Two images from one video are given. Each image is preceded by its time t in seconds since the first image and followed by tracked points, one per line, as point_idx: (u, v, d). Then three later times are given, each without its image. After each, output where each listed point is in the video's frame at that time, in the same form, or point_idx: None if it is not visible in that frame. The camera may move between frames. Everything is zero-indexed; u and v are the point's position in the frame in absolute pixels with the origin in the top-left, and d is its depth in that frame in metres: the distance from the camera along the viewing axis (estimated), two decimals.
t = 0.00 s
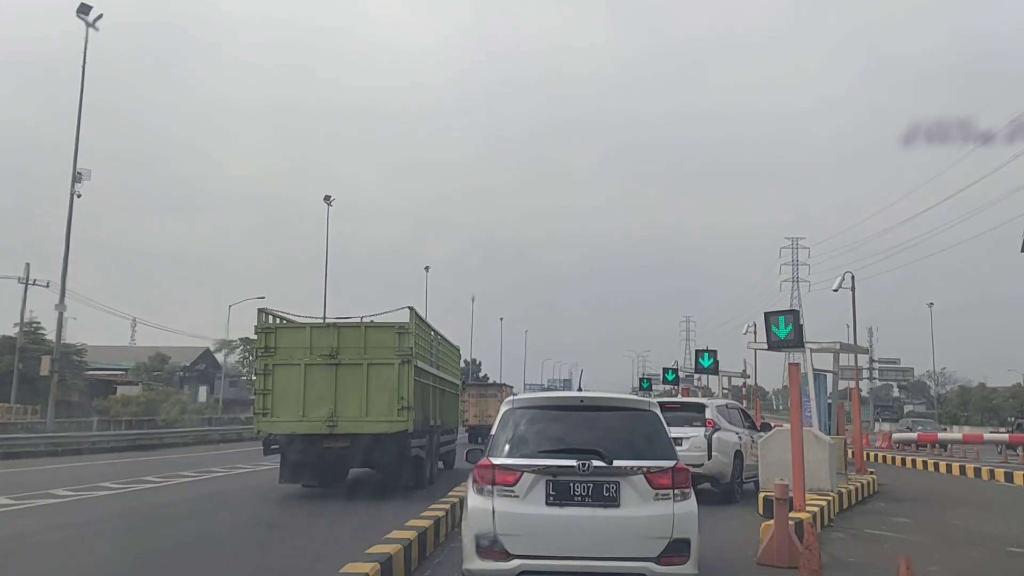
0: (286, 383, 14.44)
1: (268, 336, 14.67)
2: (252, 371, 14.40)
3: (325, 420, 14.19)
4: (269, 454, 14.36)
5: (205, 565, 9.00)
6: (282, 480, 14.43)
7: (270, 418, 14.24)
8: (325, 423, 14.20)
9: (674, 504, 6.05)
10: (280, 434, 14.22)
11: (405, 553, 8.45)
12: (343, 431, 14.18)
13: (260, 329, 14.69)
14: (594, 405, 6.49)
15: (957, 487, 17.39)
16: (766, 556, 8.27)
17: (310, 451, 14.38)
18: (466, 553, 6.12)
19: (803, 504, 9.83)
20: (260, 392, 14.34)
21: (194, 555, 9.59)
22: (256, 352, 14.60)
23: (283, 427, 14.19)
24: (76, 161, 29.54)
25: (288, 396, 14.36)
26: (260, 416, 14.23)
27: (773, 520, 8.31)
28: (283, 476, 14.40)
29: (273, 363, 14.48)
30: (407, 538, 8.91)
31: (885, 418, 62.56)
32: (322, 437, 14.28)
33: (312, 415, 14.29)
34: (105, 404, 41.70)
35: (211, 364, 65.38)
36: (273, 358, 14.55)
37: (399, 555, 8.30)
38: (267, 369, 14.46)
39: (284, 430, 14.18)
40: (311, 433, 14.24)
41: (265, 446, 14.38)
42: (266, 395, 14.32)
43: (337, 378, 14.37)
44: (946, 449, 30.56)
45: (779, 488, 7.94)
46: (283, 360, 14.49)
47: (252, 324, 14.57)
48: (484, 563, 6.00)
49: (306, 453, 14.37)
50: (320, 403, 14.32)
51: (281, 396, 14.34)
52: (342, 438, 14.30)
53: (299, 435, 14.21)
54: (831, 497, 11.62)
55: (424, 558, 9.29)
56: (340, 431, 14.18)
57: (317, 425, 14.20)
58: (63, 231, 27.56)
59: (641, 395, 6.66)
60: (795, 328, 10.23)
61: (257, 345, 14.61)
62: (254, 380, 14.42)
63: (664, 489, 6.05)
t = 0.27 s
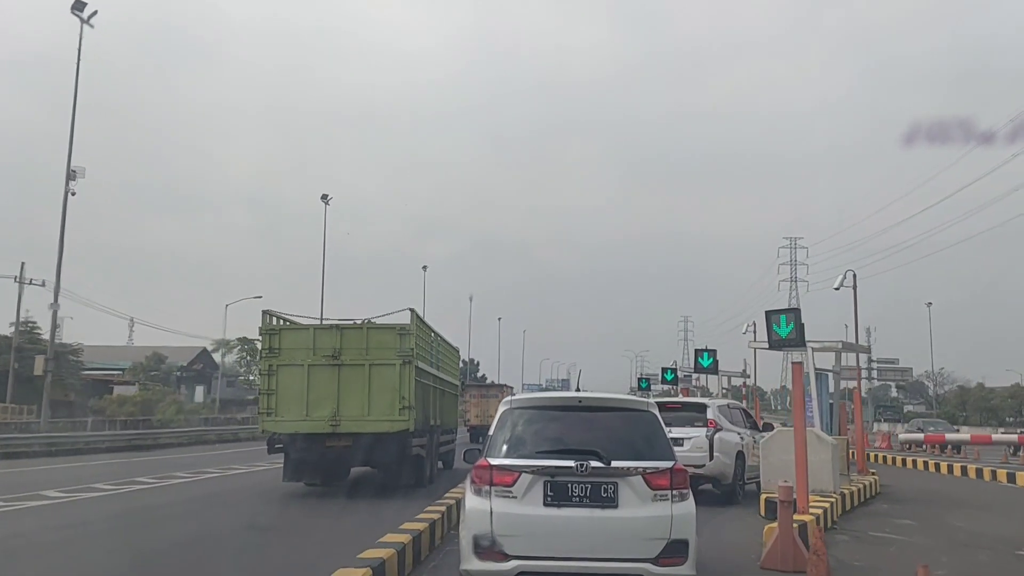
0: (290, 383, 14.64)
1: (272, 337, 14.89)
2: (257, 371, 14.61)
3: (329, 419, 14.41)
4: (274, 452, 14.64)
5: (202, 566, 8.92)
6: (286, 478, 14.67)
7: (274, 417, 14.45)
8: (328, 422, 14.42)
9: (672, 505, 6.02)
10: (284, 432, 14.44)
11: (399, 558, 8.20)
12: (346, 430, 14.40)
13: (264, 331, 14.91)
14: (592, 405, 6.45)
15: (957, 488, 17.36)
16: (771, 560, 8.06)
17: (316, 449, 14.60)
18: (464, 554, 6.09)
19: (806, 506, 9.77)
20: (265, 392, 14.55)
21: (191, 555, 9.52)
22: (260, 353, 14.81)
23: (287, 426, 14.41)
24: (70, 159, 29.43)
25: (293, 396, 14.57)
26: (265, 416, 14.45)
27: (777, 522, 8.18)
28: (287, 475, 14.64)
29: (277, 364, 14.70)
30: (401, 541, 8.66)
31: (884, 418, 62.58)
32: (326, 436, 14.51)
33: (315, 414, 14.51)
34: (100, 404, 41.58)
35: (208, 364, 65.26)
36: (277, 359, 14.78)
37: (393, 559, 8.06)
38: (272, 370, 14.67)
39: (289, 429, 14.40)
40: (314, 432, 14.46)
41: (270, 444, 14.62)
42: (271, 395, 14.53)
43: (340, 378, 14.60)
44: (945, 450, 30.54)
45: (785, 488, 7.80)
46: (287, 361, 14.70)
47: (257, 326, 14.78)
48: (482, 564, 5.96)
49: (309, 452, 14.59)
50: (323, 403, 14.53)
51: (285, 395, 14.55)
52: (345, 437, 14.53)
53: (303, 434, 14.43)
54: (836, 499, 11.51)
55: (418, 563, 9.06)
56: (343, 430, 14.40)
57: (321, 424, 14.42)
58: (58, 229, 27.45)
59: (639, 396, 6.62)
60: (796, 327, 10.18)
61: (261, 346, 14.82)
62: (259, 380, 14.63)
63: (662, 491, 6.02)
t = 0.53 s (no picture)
0: (294, 383, 14.83)
1: (277, 339, 15.08)
2: (261, 372, 14.80)
3: (331, 419, 14.61)
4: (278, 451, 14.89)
5: (198, 565, 8.86)
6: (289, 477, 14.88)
7: (278, 417, 14.65)
8: (331, 422, 14.63)
9: (670, 505, 5.98)
10: (288, 432, 14.65)
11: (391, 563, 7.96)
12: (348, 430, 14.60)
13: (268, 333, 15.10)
14: (590, 405, 6.41)
15: (956, 488, 17.31)
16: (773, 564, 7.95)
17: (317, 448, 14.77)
18: (460, 555, 6.06)
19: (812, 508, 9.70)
20: (269, 393, 14.74)
21: (187, 554, 9.47)
22: (265, 355, 15.00)
23: (291, 425, 14.61)
24: (65, 157, 29.35)
25: (296, 397, 14.77)
26: (269, 416, 14.65)
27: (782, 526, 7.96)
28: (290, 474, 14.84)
29: (281, 365, 14.89)
30: (393, 546, 8.42)
31: (883, 417, 62.53)
32: (329, 435, 14.71)
33: (318, 414, 14.71)
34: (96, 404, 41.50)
35: (205, 364, 65.16)
36: (281, 360, 14.97)
37: (385, 565, 7.82)
38: (276, 371, 14.86)
39: (293, 428, 14.61)
40: (318, 432, 14.67)
41: (274, 443, 14.86)
42: (275, 395, 14.72)
43: (343, 379, 14.79)
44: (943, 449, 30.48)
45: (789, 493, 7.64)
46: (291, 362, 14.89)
47: (261, 328, 14.98)
48: (478, 565, 5.93)
49: (310, 451, 14.75)
50: (326, 403, 14.73)
51: (289, 396, 14.75)
52: (348, 437, 14.75)
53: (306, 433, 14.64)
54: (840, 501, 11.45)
55: (412, 567, 8.85)
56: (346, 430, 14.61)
57: (324, 425, 14.62)
58: (52, 227, 27.36)
59: (636, 396, 6.58)
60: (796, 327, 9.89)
61: (266, 347, 15.01)
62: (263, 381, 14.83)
63: (659, 491, 5.98)
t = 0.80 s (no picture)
0: (298, 383, 15.03)
1: (280, 340, 15.28)
2: (265, 373, 15.01)
3: (333, 418, 14.82)
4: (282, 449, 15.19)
5: (193, 565, 8.80)
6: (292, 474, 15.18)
7: (282, 416, 14.87)
8: (334, 421, 14.83)
9: (667, 506, 5.95)
10: (291, 431, 14.87)
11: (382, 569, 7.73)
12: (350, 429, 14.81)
13: (272, 334, 15.31)
14: (587, 405, 6.38)
15: (957, 489, 17.26)
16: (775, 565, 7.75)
17: (318, 444, 15.00)
18: (457, 555, 6.02)
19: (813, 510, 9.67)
20: (273, 392, 14.95)
21: (183, 553, 9.41)
22: (269, 355, 15.21)
23: (294, 424, 14.83)
24: (59, 155, 29.28)
25: (299, 396, 14.97)
26: (273, 415, 14.87)
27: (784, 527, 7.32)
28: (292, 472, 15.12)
29: (284, 365, 15.09)
30: (385, 550, 8.19)
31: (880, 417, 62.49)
32: (332, 434, 14.96)
33: (321, 413, 14.92)
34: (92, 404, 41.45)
35: (202, 364, 65.09)
36: (284, 361, 15.17)
37: (379, 567, 7.68)
38: (279, 371, 15.06)
39: (297, 427, 14.84)
40: (320, 431, 14.88)
41: (278, 441, 15.15)
42: (278, 395, 14.94)
43: (345, 379, 14.99)
44: (942, 449, 30.45)
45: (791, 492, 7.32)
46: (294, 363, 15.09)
47: (265, 329, 15.18)
48: (476, 564, 5.89)
49: (313, 450, 15.00)
50: (328, 403, 14.94)
51: (293, 395, 14.96)
52: (349, 435, 14.98)
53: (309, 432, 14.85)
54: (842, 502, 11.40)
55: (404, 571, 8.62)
56: (348, 429, 14.82)
57: (326, 423, 14.83)
58: (46, 227, 27.24)
59: (633, 396, 6.55)
60: (796, 327, 9.69)
61: (270, 348, 15.22)
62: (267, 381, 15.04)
63: (657, 491, 5.95)
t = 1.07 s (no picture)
0: (301, 384, 15.08)
1: (283, 341, 15.32)
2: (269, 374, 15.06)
3: (336, 418, 14.86)
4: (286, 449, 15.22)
5: (189, 566, 8.74)
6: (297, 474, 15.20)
7: (285, 416, 14.92)
8: (336, 421, 14.87)
9: (665, 506, 5.91)
10: (295, 430, 14.91)
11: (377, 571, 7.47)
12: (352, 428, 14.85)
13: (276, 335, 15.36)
14: (584, 406, 6.35)
15: (956, 489, 17.23)
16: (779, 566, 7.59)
17: (319, 446, 15.01)
18: (455, 555, 5.98)
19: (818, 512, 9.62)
20: (277, 393, 15.00)
21: (179, 554, 9.35)
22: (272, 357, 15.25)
23: (297, 424, 14.87)
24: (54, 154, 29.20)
25: (302, 397, 15.02)
26: (277, 415, 14.91)
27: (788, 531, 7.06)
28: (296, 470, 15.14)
29: (288, 366, 15.13)
30: (381, 552, 7.95)
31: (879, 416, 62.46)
32: (334, 433, 15.00)
33: (323, 413, 14.96)
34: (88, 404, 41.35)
35: (199, 364, 65.00)
36: (288, 362, 15.21)
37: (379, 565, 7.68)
38: (283, 372, 15.11)
39: (300, 427, 14.87)
40: (323, 431, 14.92)
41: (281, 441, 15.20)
42: (282, 395, 14.99)
43: (347, 380, 15.02)
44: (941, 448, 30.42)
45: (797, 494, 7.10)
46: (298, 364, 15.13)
47: (269, 331, 15.23)
48: (473, 565, 5.86)
49: (314, 449, 15.02)
50: (331, 403, 14.98)
51: (296, 395, 15.01)
52: (352, 435, 15.03)
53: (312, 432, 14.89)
54: (846, 505, 11.35)
55: None
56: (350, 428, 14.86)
57: (329, 423, 14.86)
58: (40, 225, 27.13)
59: (630, 396, 6.51)
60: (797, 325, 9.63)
61: (273, 349, 15.26)
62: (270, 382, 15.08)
63: (654, 491, 5.91)
